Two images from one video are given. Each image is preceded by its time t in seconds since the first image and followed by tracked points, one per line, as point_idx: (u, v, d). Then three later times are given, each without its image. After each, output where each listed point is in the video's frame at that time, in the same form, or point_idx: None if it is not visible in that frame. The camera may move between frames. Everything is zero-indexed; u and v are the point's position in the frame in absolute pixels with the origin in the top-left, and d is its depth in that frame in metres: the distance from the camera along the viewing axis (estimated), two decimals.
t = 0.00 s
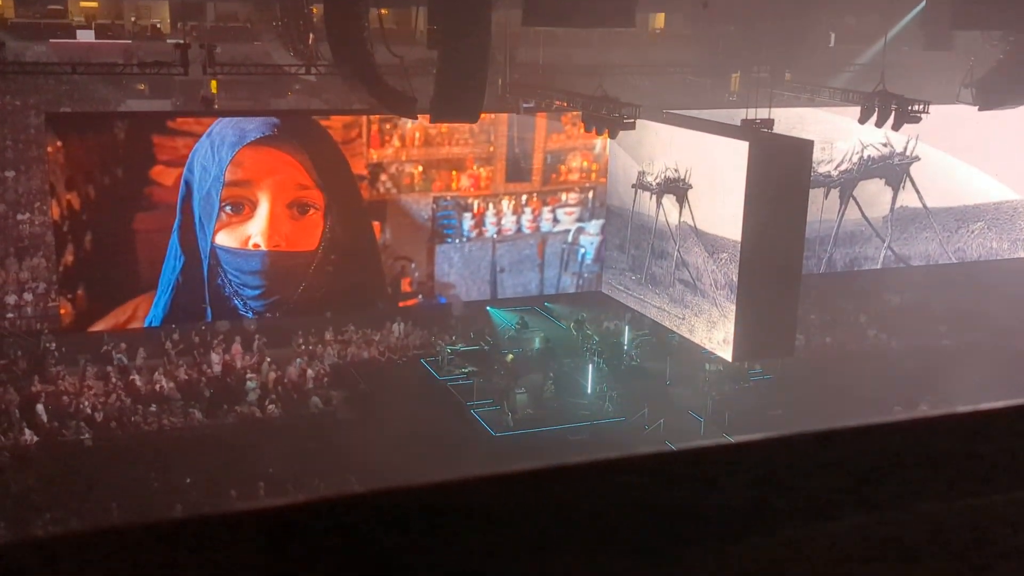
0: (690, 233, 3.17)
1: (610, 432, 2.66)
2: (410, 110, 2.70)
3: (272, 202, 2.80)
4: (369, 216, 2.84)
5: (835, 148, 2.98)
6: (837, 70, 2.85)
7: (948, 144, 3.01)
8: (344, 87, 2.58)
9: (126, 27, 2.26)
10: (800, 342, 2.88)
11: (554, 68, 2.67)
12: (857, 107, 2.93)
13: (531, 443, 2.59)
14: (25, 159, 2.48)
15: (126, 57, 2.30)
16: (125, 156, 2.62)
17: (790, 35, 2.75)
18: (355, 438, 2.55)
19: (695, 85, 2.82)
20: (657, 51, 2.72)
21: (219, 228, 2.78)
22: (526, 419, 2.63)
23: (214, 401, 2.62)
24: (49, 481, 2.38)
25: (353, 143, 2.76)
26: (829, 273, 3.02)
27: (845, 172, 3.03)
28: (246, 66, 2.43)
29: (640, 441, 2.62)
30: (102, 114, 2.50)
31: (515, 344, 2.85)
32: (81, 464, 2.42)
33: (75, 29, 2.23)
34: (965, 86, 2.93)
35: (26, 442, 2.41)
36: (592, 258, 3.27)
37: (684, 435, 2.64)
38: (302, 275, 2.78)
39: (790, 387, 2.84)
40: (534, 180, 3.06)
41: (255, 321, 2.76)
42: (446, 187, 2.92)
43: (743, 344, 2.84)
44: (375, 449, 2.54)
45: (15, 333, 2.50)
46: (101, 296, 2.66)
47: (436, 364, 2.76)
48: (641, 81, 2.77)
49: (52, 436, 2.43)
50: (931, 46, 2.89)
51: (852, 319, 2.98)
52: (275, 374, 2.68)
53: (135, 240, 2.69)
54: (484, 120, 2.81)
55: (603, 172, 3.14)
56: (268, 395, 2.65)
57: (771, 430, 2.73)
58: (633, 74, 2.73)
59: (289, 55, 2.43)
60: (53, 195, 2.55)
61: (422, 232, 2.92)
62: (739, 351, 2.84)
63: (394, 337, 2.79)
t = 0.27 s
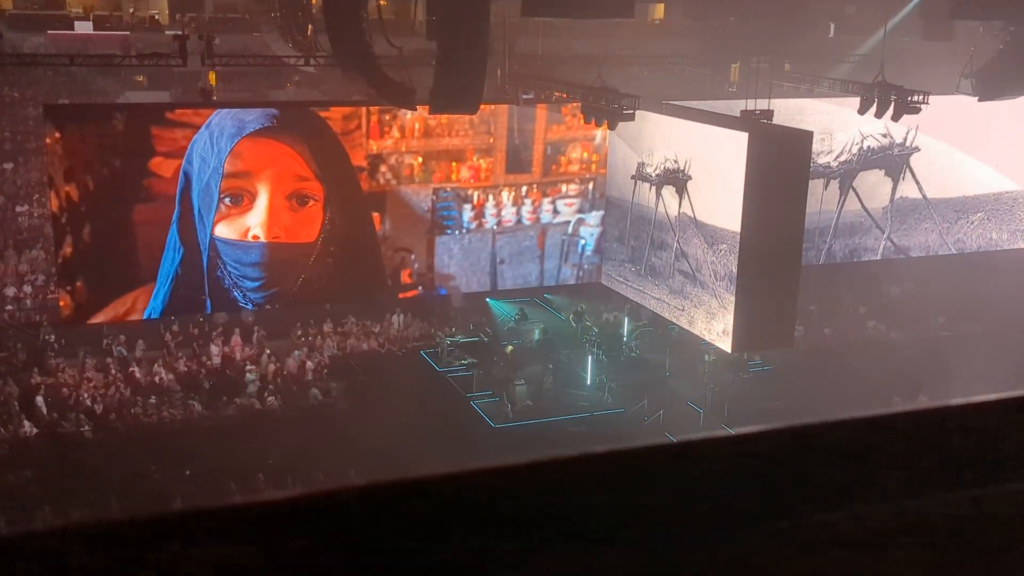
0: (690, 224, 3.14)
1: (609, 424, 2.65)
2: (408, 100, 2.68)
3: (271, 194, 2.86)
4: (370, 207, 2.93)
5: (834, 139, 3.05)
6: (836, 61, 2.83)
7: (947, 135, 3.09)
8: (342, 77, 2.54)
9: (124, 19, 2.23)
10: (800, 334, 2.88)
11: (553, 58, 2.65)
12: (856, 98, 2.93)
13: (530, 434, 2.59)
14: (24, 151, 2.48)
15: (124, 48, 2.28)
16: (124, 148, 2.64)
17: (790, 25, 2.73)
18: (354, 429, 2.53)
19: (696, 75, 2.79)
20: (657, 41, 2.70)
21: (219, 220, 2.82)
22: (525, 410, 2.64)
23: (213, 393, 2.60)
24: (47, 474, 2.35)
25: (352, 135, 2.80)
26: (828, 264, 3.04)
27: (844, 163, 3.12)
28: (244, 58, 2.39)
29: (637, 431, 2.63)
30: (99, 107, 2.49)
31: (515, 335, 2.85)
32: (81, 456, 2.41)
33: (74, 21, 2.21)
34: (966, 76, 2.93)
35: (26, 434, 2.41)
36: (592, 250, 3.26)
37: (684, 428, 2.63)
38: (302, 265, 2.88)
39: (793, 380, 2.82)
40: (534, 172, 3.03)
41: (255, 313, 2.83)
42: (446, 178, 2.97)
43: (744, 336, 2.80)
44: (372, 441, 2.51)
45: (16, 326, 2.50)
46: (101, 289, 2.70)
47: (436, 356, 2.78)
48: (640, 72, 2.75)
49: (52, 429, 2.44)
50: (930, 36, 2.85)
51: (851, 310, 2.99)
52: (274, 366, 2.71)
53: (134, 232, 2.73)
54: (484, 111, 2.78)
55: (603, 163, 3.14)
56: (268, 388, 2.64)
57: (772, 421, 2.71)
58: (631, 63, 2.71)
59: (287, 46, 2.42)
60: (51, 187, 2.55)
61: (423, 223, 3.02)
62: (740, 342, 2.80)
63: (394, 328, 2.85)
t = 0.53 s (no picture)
0: (688, 216, 3.14)
1: (610, 416, 2.65)
2: (408, 94, 2.68)
3: (272, 186, 2.88)
4: (369, 201, 2.94)
5: (836, 131, 3.01)
6: (836, 53, 2.81)
7: (948, 125, 3.03)
8: (342, 68, 2.54)
9: (124, 12, 2.22)
10: (800, 327, 2.87)
11: (552, 50, 2.65)
12: (857, 91, 2.89)
13: (531, 425, 2.59)
14: (25, 144, 2.47)
15: (124, 41, 2.27)
16: (124, 141, 2.68)
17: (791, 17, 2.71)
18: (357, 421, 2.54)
19: (697, 66, 2.75)
20: (656, 33, 2.67)
21: (220, 214, 2.85)
22: (526, 403, 2.63)
23: (215, 385, 2.60)
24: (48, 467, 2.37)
25: (353, 128, 2.81)
26: (830, 257, 3.03)
27: (845, 156, 3.06)
28: (245, 51, 2.40)
29: (635, 422, 2.65)
30: (100, 100, 2.48)
31: (516, 328, 2.84)
32: (82, 448, 2.41)
33: (73, 13, 2.20)
34: (967, 69, 2.93)
35: (28, 427, 2.40)
36: (593, 243, 3.29)
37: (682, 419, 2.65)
38: (302, 259, 2.86)
39: (794, 372, 2.82)
40: (535, 164, 3.10)
41: (255, 306, 2.85)
42: (446, 171, 2.99)
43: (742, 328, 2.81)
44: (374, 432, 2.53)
45: (19, 318, 2.52)
46: (103, 282, 2.70)
47: (436, 349, 2.76)
48: (640, 64, 2.71)
49: (53, 423, 2.43)
50: (931, 28, 2.84)
51: (852, 304, 2.99)
52: (276, 359, 2.68)
53: (134, 226, 2.77)
54: (488, 103, 2.83)
55: (604, 156, 3.15)
56: (268, 380, 2.63)
57: (772, 413, 2.73)
58: (632, 56, 2.68)
59: (288, 39, 2.41)
60: (52, 179, 2.57)
61: (422, 216, 3.01)
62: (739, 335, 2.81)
63: (394, 322, 2.82)
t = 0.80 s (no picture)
0: (693, 212, 2.95)
1: (612, 413, 2.61)
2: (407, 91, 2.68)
3: (272, 183, 2.86)
4: (371, 196, 2.94)
5: (836, 127, 3.12)
6: (839, 49, 2.80)
7: (949, 124, 3.18)
8: (344, 64, 2.50)
9: (124, 8, 2.20)
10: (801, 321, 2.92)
11: (552, 47, 2.62)
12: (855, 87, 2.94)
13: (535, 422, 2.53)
14: (25, 141, 2.49)
15: (123, 37, 2.28)
16: (125, 136, 2.64)
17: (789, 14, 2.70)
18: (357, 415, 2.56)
19: (693, 61, 2.74)
20: (654, 28, 2.66)
21: (220, 210, 2.82)
22: (525, 400, 2.62)
23: (215, 381, 2.61)
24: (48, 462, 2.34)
25: (353, 124, 2.84)
26: (830, 254, 3.15)
27: (846, 152, 3.18)
28: (243, 48, 2.39)
29: (637, 420, 2.58)
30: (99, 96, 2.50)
31: (516, 325, 2.92)
32: (81, 443, 2.40)
33: (74, 10, 2.19)
34: (968, 65, 2.96)
35: (27, 423, 2.43)
36: (593, 239, 3.33)
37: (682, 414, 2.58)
38: (302, 256, 2.90)
39: (793, 367, 2.80)
40: (536, 160, 3.10)
41: (254, 303, 2.84)
42: (448, 167, 2.97)
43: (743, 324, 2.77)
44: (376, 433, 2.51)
45: (18, 316, 2.57)
46: (102, 278, 2.70)
47: (437, 346, 2.82)
48: (640, 59, 2.73)
49: (54, 418, 2.45)
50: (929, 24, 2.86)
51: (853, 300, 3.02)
52: (275, 356, 2.71)
53: (135, 223, 2.73)
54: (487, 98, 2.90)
55: (605, 152, 3.23)
56: (268, 376, 2.64)
57: (777, 409, 2.60)
58: (631, 51, 2.69)
59: (288, 37, 2.39)
60: (53, 176, 2.56)
61: (423, 213, 3.01)
62: (740, 331, 2.77)
63: (394, 318, 2.88)
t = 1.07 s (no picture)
0: (693, 212, 2.90)
1: (613, 412, 2.61)
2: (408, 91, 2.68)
3: (273, 182, 2.84)
4: (371, 195, 2.93)
5: (836, 127, 3.11)
6: (839, 48, 2.82)
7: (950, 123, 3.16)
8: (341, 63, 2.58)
9: (123, 8, 2.26)
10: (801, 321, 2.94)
11: (552, 46, 2.64)
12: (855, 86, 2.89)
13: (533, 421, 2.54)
14: (24, 141, 2.50)
15: (123, 37, 2.31)
16: (124, 136, 2.60)
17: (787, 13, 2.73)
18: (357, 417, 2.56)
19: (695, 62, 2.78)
20: (658, 28, 2.69)
21: (219, 210, 2.80)
22: (526, 400, 2.62)
23: (214, 382, 2.64)
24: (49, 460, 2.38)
25: (354, 123, 2.84)
26: (830, 253, 3.14)
27: (846, 151, 3.16)
28: (242, 48, 2.43)
29: (637, 420, 2.57)
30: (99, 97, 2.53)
31: (516, 324, 2.90)
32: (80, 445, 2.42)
33: (73, 10, 2.25)
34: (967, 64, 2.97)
35: (27, 423, 2.46)
36: (594, 239, 3.34)
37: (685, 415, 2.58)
38: (303, 256, 2.88)
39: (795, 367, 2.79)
40: (536, 159, 3.09)
41: (255, 303, 2.83)
42: (448, 166, 2.97)
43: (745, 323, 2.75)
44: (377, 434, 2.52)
45: (17, 316, 2.56)
46: (102, 279, 2.67)
47: (437, 345, 2.84)
48: (641, 59, 2.73)
49: (53, 418, 2.47)
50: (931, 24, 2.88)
51: (852, 298, 3.03)
52: (276, 356, 2.74)
53: (133, 221, 2.68)
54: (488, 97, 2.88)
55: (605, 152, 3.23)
56: (269, 376, 2.68)
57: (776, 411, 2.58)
58: (631, 51, 2.69)
59: (288, 36, 2.45)
60: (52, 176, 2.54)
61: (423, 213, 3.01)
62: (743, 329, 2.76)
63: (394, 317, 2.90)
